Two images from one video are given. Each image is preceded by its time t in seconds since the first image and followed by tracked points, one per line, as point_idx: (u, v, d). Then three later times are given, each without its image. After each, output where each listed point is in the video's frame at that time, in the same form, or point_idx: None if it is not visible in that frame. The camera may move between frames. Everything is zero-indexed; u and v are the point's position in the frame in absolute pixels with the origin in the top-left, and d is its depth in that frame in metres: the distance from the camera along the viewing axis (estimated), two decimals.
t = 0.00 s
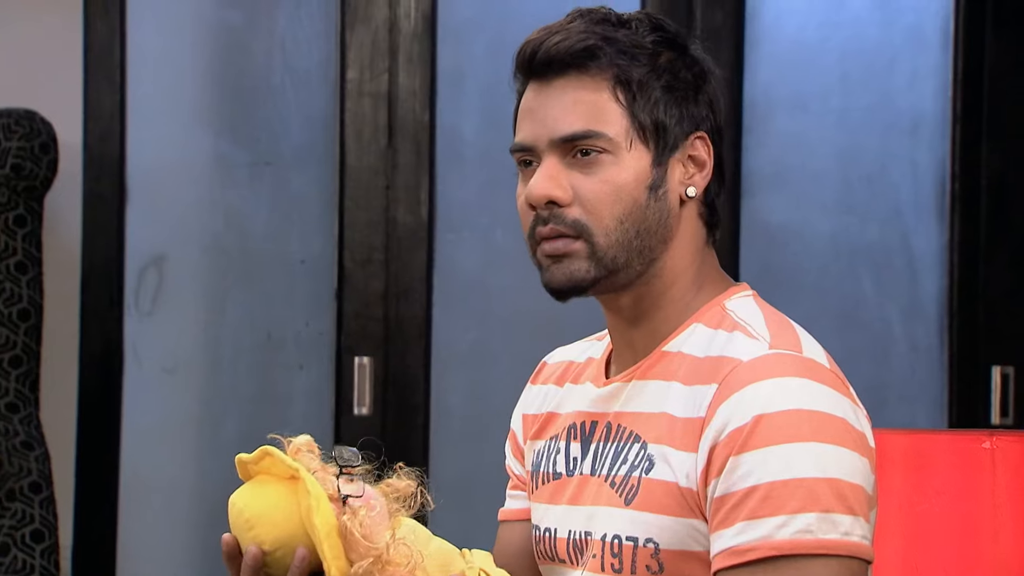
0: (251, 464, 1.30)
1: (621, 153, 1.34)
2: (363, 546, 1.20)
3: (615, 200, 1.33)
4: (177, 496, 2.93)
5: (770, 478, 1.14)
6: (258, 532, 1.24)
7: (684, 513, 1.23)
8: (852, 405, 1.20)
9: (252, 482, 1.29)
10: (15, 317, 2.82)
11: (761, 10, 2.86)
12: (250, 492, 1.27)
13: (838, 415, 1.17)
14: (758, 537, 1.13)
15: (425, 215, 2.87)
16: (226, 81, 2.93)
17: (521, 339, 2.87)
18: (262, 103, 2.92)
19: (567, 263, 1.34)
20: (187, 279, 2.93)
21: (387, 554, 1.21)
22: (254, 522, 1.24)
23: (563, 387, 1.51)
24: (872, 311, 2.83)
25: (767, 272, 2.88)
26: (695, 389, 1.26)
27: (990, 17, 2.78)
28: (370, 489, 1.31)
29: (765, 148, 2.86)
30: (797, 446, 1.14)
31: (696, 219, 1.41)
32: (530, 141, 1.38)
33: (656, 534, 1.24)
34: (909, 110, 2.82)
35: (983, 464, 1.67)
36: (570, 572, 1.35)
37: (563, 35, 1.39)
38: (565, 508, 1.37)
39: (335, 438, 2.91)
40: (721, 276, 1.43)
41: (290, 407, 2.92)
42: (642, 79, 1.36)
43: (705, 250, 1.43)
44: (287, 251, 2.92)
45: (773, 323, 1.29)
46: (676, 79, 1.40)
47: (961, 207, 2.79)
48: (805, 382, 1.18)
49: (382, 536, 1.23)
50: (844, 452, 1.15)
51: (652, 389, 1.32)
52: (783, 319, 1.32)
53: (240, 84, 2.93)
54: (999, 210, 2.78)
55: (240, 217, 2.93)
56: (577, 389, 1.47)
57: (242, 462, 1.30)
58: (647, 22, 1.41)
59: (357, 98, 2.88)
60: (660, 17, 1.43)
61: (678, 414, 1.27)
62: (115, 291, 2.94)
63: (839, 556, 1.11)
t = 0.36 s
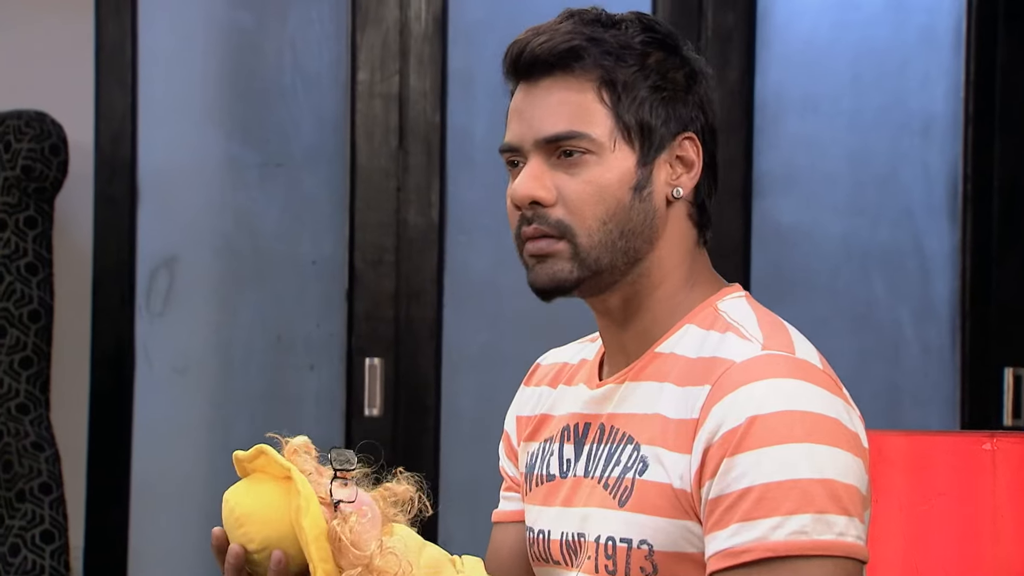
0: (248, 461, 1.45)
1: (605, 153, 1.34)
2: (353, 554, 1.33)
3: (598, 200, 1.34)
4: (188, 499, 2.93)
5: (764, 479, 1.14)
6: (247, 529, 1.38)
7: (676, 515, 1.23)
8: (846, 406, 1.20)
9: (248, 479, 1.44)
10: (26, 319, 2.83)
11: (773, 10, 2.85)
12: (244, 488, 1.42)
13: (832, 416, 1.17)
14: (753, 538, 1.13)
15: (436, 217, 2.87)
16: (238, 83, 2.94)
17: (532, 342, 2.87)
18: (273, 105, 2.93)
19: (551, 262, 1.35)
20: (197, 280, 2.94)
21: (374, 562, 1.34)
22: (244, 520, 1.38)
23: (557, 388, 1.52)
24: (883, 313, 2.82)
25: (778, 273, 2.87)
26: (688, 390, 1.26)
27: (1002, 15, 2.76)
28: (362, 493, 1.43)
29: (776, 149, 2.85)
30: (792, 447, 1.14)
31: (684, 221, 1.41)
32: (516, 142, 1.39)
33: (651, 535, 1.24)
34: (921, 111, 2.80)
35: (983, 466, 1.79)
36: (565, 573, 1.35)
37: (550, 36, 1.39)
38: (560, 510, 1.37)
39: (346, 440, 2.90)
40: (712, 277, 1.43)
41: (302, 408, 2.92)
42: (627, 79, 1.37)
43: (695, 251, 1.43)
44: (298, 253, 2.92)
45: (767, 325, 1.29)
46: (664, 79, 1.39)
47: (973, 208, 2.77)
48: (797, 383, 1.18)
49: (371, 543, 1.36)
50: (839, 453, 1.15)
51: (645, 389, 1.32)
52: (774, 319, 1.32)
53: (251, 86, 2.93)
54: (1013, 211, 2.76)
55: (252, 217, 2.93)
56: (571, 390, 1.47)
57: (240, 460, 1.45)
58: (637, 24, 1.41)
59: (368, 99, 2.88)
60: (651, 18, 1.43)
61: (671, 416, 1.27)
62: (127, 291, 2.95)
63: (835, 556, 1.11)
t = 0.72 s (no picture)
0: (258, 465, 1.45)
1: (586, 159, 1.31)
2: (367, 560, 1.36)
3: (580, 206, 1.30)
4: (202, 500, 2.94)
5: (746, 477, 1.08)
6: (261, 534, 1.38)
7: (663, 513, 1.18)
8: (833, 405, 1.15)
9: (259, 483, 1.44)
10: (39, 321, 2.84)
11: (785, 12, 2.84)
12: (256, 493, 1.42)
13: (819, 414, 1.11)
14: (737, 536, 1.07)
15: (450, 218, 2.88)
16: (253, 87, 2.94)
17: (546, 344, 2.88)
18: (287, 108, 2.93)
19: (535, 269, 1.32)
20: (210, 280, 2.94)
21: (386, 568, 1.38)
22: (258, 525, 1.38)
23: (551, 390, 1.48)
24: (899, 314, 2.81)
25: (792, 275, 2.85)
26: (673, 389, 1.22)
27: (1017, 18, 2.77)
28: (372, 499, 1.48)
29: (791, 150, 2.84)
30: (774, 445, 1.08)
31: (672, 222, 1.37)
32: (500, 149, 1.36)
33: (638, 534, 1.19)
34: (936, 113, 2.80)
35: (986, 468, 1.86)
36: None
37: (530, 42, 1.36)
38: (552, 511, 1.32)
39: (359, 441, 2.90)
40: (703, 275, 1.39)
41: (315, 410, 2.92)
42: (607, 82, 1.33)
43: (684, 251, 1.38)
44: (311, 255, 2.92)
45: (755, 322, 1.25)
46: (646, 80, 1.36)
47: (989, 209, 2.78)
48: (782, 381, 1.13)
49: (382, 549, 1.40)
50: (825, 451, 1.09)
51: (633, 389, 1.28)
52: (763, 318, 1.27)
53: (266, 89, 2.93)
54: None
55: (266, 221, 2.94)
56: (564, 392, 1.43)
57: (249, 463, 1.45)
58: (619, 27, 1.38)
59: (381, 101, 2.88)
60: (634, 20, 1.40)
61: (658, 415, 1.22)
62: (141, 296, 2.95)
63: (820, 554, 1.05)
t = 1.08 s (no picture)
0: (246, 476, 1.46)
1: (566, 178, 1.26)
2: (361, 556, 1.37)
3: (566, 226, 1.27)
4: (216, 501, 2.95)
5: (751, 477, 1.07)
6: (254, 543, 1.38)
7: (667, 514, 1.18)
8: (838, 405, 1.14)
9: (249, 494, 1.45)
10: (53, 322, 2.84)
11: (800, 12, 2.83)
12: (246, 504, 1.42)
13: (824, 415, 1.11)
14: (741, 536, 1.07)
15: (464, 219, 2.88)
16: (267, 88, 2.94)
17: (560, 344, 2.89)
18: (300, 109, 2.93)
19: (535, 292, 1.30)
20: (225, 281, 2.94)
21: (382, 565, 1.38)
22: (250, 535, 1.38)
23: (556, 391, 1.48)
24: (914, 315, 2.80)
25: (806, 275, 2.83)
26: (678, 388, 1.21)
27: None
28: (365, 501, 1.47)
29: (806, 150, 2.82)
30: (780, 445, 1.08)
31: (666, 223, 1.31)
32: (488, 174, 1.33)
33: (643, 534, 1.18)
34: (952, 113, 2.79)
35: (989, 469, 1.88)
36: None
37: (501, 64, 1.32)
38: (555, 511, 1.32)
39: (373, 443, 2.90)
40: (705, 272, 1.35)
41: (329, 410, 2.93)
42: (580, 95, 1.27)
43: (681, 248, 1.33)
44: (326, 256, 2.93)
45: (761, 323, 1.24)
46: (624, 84, 1.28)
47: (1004, 210, 2.76)
48: (787, 381, 1.12)
49: (378, 547, 1.40)
50: (830, 452, 1.08)
51: (637, 389, 1.26)
52: (769, 318, 1.27)
53: (280, 90, 2.94)
54: None
55: (280, 223, 2.94)
56: (568, 393, 1.43)
57: (237, 474, 1.46)
58: (592, 33, 1.30)
59: (395, 102, 2.88)
60: (610, 22, 1.32)
61: (662, 415, 1.21)
62: (157, 297, 2.97)
63: (825, 554, 1.04)
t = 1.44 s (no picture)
0: (249, 482, 1.46)
1: (551, 204, 1.25)
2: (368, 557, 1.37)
3: (558, 250, 1.25)
4: (228, 502, 2.96)
5: (758, 481, 1.07)
6: (259, 549, 1.38)
7: (673, 517, 1.17)
8: (843, 406, 1.14)
9: (252, 500, 1.45)
10: (65, 322, 2.85)
11: (813, 11, 2.82)
12: (250, 511, 1.42)
13: (830, 417, 1.10)
14: (750, 540, 1.06)
15: (476, 221, 2.87)
16: (279, 88, 2.95)
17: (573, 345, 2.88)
18: (313, 109, 2.94)
19: (540, 318, 1.29)
20: (237, 283, 2.95)
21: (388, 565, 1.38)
22: (255, 541, 1.38)
23: (561, 392, 1.47)
24: (928, 316, 2.78)
25: (819, 275, 2.83)
26: (683, 391, 1.20)
27: None
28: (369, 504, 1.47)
29: (820, 150, 2.82)
30: (786, 448, 1.07)
31: (657, 228, 1.30)
32: (477, 209, 1.32)
33: (647, 537, 1.18)
34: (965, 114, 2.77)
35: (994, 469, 1.85)
36: None
37: (468, 102, 1.30)
38: (559, 514, 1.32)
39: (386, 444, 2.91)
40: (702, 271, 1.34)
41: (342, 411, 2.93)
42: (550, 120, 1.25)
43: (675, 250, 1.32)
44: (339, 257, 2.93)
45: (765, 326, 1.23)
46: (593, 100, 1.26)
47: (1019, 210, 2.73)
48: (793, 384, 1.12)
49: (384, 549, 1.40)
50: (836, 454, 1.08)
51: (642, 393, 1.26)
52: (773, 319, 1.26)
53: (292, 91, 2.94)
54: None
55: (292, 224, 2.94)
56: (573, 395, 1.42)
57: (239, 481, 1.46)
58: (553, 55, 1.30)
59: (408, 103, 2.87)
60: (569, 39, 1.31)
61: (667, 417, 1.21)
62: (169, 297, 2.97)
63: (834, 557, 1.04)
